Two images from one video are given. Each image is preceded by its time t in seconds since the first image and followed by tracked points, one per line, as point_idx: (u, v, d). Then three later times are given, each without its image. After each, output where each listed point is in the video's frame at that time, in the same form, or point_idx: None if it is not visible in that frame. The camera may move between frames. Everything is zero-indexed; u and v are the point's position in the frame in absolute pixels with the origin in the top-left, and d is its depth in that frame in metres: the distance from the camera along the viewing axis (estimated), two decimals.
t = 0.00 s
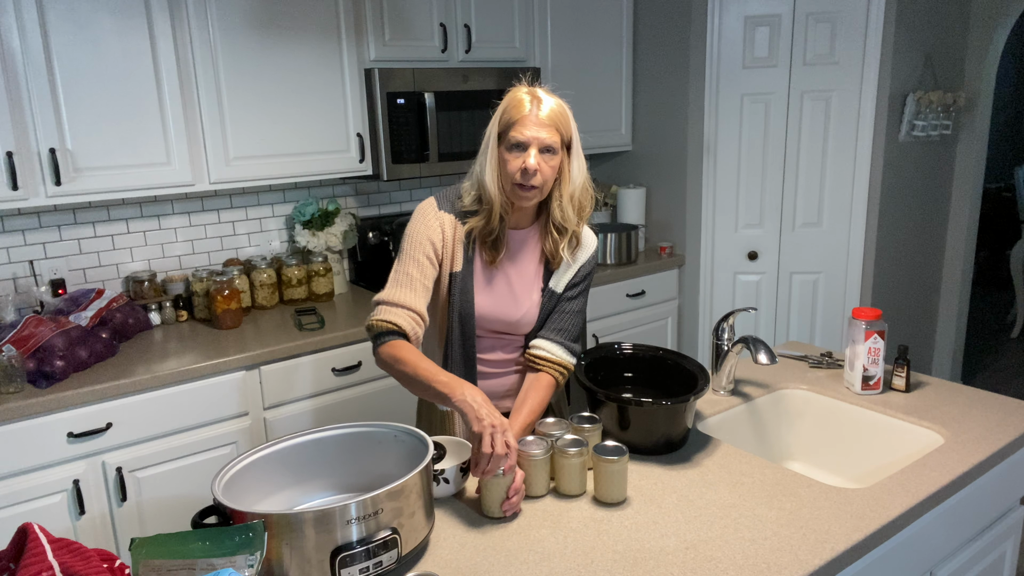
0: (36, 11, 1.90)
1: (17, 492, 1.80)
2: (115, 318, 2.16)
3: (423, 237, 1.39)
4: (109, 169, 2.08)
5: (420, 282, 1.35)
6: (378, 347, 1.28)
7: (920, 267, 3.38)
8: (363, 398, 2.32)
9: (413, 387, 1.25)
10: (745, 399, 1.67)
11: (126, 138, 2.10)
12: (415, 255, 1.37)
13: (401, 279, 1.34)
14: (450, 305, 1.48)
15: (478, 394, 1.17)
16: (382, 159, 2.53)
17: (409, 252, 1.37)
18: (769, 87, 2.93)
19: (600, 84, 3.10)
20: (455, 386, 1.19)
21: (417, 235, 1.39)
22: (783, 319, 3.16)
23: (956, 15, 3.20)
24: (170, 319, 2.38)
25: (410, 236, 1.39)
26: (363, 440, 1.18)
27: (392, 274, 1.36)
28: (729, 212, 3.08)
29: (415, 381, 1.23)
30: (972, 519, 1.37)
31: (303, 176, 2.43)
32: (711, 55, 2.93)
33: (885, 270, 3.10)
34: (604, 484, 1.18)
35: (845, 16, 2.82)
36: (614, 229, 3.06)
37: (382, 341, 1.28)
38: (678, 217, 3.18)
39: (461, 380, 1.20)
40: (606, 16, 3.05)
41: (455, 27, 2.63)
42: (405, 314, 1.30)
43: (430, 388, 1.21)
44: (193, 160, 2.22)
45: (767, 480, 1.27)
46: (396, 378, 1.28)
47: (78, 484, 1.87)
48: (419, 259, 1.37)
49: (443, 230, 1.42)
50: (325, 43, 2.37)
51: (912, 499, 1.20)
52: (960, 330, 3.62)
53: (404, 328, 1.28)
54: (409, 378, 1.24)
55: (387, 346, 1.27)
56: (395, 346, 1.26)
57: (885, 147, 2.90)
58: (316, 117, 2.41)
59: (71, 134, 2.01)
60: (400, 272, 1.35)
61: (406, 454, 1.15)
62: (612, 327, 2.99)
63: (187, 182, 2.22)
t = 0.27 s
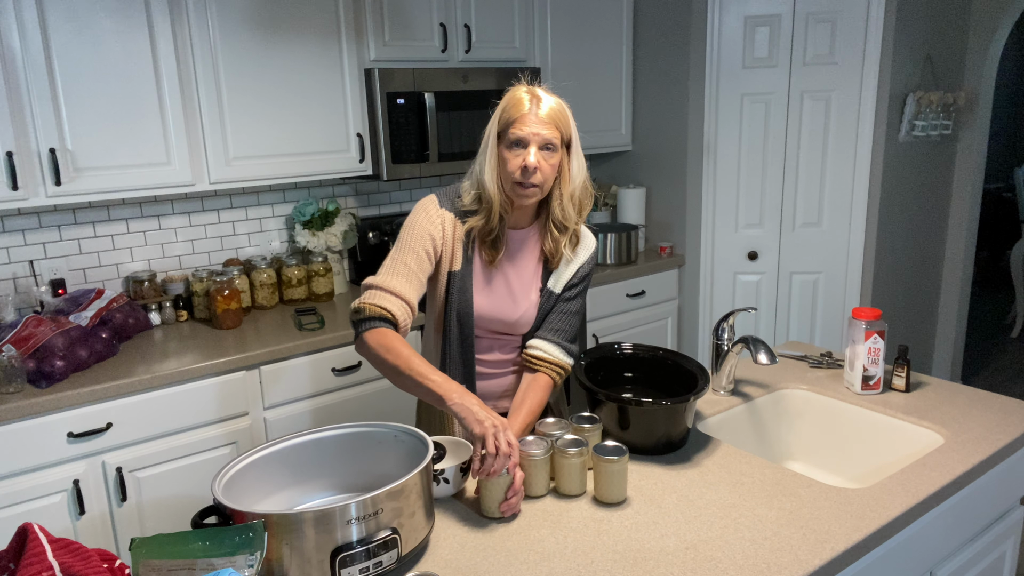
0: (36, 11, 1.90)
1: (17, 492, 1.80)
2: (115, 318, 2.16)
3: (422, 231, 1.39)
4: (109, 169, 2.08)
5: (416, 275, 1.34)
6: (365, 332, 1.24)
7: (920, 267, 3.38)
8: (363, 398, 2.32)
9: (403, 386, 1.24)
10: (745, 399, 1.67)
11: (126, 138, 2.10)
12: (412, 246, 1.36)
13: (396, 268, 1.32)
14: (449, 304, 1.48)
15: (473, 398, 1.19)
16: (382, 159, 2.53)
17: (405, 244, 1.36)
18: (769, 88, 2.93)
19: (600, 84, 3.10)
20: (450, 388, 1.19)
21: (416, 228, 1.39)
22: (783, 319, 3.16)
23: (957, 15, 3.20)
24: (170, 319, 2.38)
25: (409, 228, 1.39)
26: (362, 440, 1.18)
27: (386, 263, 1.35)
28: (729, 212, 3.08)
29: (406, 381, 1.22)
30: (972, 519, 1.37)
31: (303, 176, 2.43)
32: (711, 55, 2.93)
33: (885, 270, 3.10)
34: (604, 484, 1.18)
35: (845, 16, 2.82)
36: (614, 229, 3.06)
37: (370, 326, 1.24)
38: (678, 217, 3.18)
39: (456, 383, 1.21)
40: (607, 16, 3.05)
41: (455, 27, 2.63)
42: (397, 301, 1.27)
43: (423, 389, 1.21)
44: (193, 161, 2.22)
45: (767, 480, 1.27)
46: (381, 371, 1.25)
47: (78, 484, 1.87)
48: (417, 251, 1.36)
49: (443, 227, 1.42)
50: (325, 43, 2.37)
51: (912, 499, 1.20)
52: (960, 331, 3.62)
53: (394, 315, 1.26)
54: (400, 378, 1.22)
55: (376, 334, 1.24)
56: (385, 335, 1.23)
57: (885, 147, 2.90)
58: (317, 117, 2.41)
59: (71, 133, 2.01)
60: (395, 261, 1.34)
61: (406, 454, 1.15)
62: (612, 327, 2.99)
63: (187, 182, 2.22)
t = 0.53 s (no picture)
0: (36, 11, 1.90)
1: (17, 492, 1.80)
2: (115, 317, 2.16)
3: (418, 228, 1.39)
4: (109, 169, 2.08)
5: (413, 272, 1.34)
6: (363, 330, 1.24)
7: (920, 267, 3.38)
8: (363, 398, 2.32)
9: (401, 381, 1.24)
10: (745, 399, 1.67)
11: (126, 138, 2.10)
12: (409, 243, 1.37)
13: (393, 265, 1.33)
14: (445, 302, 1.48)
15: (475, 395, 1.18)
16: (382, 159, 2.53)
17: (402, 241, 1.37)
18: (769, 88, 2.93)
19: (600, 84, 3.10)
20: (450, 385, 1.19)
21: (412, 225, 1.39)
22: (783, 319, 3.16)
23: (957, 14, 3.20)
24: (170, 319, 2.38)
25: (405, 226, 1.40)
26: (362, 440, 1.18)
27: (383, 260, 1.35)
28: (729, 212, 3.08)
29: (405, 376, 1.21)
30: (972, 519, 1.37)
31: (303, 176, 2.43)
32: (711, 55, 2.93)
33: (885, 270, 3.10)
34: (604, 484, 1.18)
35: (845, 16, 2.82)
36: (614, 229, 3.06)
37: (368, 323, 1.25)
38: (678, 217, 3.18)
39: (456, 380, 1.20)
40: (607, 16, 3.05)
41: (455, 27, 2.63)
42: (395, 298, 1.28)
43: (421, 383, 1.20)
44: (193, 161, 2.22)
45: (767, 480, 1.27)
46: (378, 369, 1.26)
47: (78, 484, 1.87)
48: (414, 248, 1.37)
49: (439, 226, 1.43)
50: (325, 43, 2.37)
51: (912, 499, 1.20)
52: (960, 331, 3.62)
53: (392, 312, 1.26)
54: (398, 373, 1.22)
55: (376, 332, 1.24)
56: (382, 333, 1.23)
57: (885, 147, 2.90)
58: (317, 117, 2.41)
59: (71, 133, 2.01)
60: (392, 257, 1.34)
61: (406, 454, 1.15)
62: (612, 328, 2.99)
63: (187, 182, 2.22)
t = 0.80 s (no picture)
0: (36, 11, 1.90)
1: (17, 492, 1.80)
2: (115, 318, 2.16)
3: (415, 230, 1.40)
4: (109, 169, 2.08)
5: (411, 273, 1.35)
6: (362, 335, 1.25)
7: (920, 267, 3.38)
8: (363, 398, 2.32)
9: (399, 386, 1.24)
10: (745, 399, 1.67)
11: (126, 138, 2.10)
12: (406, 246, 1.37)
13: (391, 268, 1.33)
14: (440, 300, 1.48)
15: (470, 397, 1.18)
16: (382, 159, 2.53)
17: (399, 244, 1.37)
18: (769, 88, 2.93)
19: (600, 84, 3.10)
20: (447, 388, 1.19)
21: (408, 228, 1.40)
22: (783, 319, 3.16)
23: (956, 14, 3.20)
24: (170, 319, 2.38)
25: (402, 228, 1.40)
26: (362, 440, 1.18)
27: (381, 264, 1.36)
28: (729, 212, 3.08)
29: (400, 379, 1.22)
30: (972, 519, 1.37)
31: (303, 176, 2.43)
32: (711, 55, 2.93)
33: (885, 270, 3.10)
34: (604, 484, 1.18)
35: (845, 15, 2.82)
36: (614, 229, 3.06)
37: (366, 327, 1.25)
38: (678, 217, 3.18)
39: (453, 383, 1.20)
40: (607, 16, 3.05)
41: (455, 27, 2.63)
42: (393, 300, 1.28)
43: (418, 387, 1.21)
44: (193, 161, 2.22)
45: (767, 480, 1.27)
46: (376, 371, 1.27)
47: (78, 484, 1.87)
48: (411, 251, 1.37)
49: (433, 225, 1.43)
50: (325, 43, 2.37)
51: (912, 499, 1.20)
52: (960, 331, 3.62)
53: (392, 316, 1.26)
54: (395, 377, 1.23)
55: (374, 335, 1.24)
56: (380, 336, 1.24)
57: (885, 147, 2.90)
58: (317, 117, 2.41)
59: (71, 133, 2.01)
60: (390, 261, 1.35)
61: (406, 453, 1.15)
62: (612, 328, 2.99)
63: (187, 182, 2.22)
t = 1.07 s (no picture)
0: (36, 11, 1.90)
1: (16, 493, 1.80)
2: (115, 318, 2.16)
3: (408, 222, 1.39)
4: (110, 169, 2.08)
5: (400, 266, 1.33)
6: (340, 312, 1.24)
7: (920, 267, 3.38)
8: (363, 398, 2.32)
9: (387, 344, 1.22)
10: (745, 399, 1.67)
11: (126, 138, 2.10)
12: (394, 236, 1.36)
13: (379, 257, 1.32)
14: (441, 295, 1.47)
15: (452, 314, 1.16)
16: (382, 159, 2.53)
17: (391, 233, 1.37)
18: (769, 88, 2.93)
19: (600, 84, 3.10)
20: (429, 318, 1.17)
21: (402, 219, 1.39)
22: (783, 319, 3.16)
23: (956, 14, 3.20)
24: (170, 319, 2.38)
25: (396, 218, 1.39)
26: (362, 440, 1.18)
27: (372, 252, 1.35)
28: (729, 212, 3.08)
29: (384, 333, 1.19)
30: (972, 518, 1.37)
31: (303, 176, 2.43)
32: (711, 55, 2.93)
33: (885, 269, 3.10)
34: (604, 484, 1.18)
35: (845, 15, 2.82)
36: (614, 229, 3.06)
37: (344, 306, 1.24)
38: (678, 217, 3.18)
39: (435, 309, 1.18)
40: (607, 16, 3.05)
41: (455, 27, 2.63)
42: (373, 283, 1.26)
43: (402, 332, 1.18)
44: (193, 161, 2.22)
45: (767, 480, 1.27)
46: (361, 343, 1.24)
47: (78, 484, 1.87)
48: (402, 243, 1.36)
49: (432, 219, 1.43)
50: (324, 42, 2.37)
51: (912, 499, 1.20)
52: (960, 331, 3.62)
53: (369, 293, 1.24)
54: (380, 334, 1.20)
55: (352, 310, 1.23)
56: (358, 309, 1.23)
57: (885, 148, 2.90)
58: (317, 118, 2.41)
59: (71, 133, 2.01)
60: (381, 250, 1.33)
61: (406, 454, 1.15)
62: (612, 328, 2.99)
63: (187, 182, 2.22)
